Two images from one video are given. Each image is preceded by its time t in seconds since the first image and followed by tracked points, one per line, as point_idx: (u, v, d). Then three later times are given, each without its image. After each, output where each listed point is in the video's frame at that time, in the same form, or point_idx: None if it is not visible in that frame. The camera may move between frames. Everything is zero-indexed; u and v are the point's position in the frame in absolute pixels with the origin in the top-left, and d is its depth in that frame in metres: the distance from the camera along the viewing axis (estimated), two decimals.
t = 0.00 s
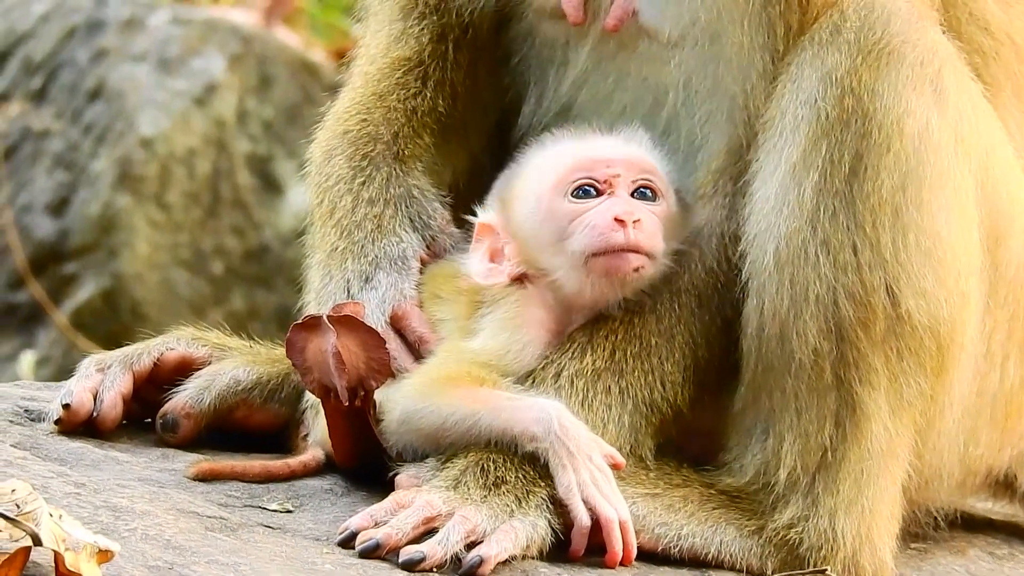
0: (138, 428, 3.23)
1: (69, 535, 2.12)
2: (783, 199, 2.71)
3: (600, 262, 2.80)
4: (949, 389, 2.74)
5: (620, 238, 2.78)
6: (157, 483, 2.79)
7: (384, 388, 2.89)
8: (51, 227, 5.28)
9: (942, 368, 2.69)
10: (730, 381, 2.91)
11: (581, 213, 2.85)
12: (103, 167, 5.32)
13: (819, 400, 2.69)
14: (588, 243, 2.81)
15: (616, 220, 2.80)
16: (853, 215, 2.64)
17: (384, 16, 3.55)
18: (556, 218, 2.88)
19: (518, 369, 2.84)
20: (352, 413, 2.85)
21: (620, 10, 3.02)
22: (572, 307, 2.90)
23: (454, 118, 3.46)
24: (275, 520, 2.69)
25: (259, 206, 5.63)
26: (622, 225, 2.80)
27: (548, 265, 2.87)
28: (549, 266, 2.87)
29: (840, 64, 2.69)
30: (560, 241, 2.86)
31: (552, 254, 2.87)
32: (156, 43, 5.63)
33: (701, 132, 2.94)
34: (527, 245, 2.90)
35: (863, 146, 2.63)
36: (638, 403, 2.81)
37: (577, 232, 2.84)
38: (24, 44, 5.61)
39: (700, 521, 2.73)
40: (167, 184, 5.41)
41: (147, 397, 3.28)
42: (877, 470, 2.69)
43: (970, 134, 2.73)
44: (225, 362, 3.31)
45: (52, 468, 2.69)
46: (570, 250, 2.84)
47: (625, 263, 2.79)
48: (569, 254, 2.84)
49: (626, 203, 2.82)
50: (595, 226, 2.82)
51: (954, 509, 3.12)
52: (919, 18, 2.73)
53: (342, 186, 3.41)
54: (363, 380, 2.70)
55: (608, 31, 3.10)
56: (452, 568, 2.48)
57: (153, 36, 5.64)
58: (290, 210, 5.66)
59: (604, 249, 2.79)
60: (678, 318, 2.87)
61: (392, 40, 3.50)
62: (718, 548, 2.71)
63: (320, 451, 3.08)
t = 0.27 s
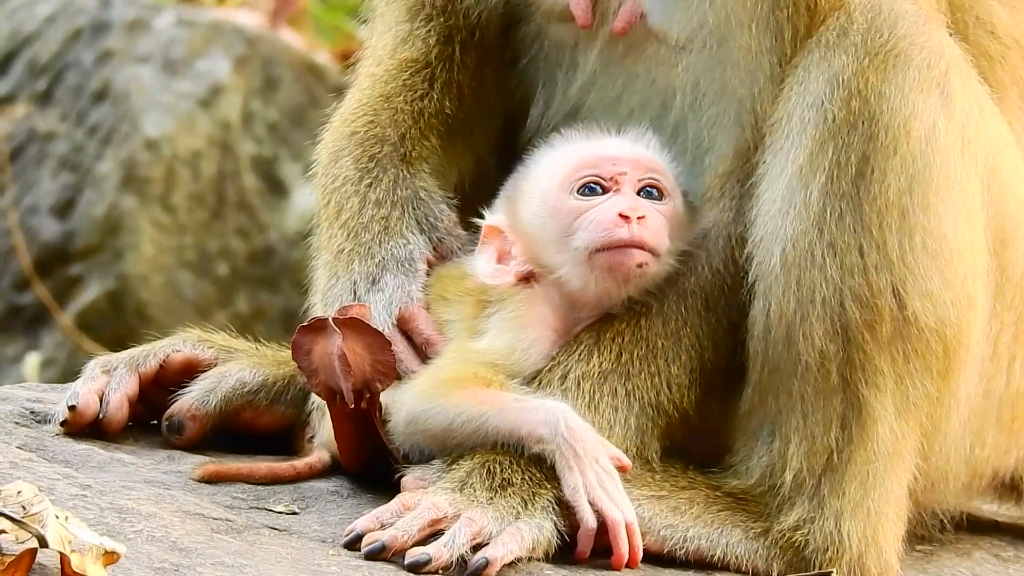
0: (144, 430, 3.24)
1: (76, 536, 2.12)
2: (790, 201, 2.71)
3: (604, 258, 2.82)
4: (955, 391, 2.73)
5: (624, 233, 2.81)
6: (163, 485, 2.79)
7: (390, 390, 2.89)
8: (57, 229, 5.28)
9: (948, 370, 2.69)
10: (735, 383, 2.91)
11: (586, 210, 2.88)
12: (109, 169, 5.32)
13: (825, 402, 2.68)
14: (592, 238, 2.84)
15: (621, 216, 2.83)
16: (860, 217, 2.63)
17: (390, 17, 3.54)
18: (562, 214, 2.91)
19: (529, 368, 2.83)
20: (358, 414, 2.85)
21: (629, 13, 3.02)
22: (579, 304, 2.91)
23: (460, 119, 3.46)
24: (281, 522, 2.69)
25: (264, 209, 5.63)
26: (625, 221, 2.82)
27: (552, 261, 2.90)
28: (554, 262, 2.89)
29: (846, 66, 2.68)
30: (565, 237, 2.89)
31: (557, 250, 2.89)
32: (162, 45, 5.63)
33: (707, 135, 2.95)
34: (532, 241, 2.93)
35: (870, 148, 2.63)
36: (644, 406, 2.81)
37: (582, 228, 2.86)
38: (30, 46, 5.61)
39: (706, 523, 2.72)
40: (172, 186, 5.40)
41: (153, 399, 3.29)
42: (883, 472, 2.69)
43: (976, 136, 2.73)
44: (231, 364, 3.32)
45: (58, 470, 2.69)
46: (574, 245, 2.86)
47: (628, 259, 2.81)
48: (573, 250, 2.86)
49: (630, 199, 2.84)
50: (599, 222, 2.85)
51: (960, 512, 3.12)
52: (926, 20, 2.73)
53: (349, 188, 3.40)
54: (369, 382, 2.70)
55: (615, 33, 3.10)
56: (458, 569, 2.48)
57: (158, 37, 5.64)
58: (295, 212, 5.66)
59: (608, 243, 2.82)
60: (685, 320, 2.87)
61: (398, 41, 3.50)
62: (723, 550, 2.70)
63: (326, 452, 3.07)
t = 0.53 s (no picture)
0: (143, 424, 3.24)
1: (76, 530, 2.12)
2: (789, 196, 2.70)
3: (613, 252, 2.82)
4: (955, 386, 2.73)
5: (634, 229, 2.81)
6: (163, 480, 2.79)
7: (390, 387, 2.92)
8: (57, 225, 5.28)
9: (948, 365, 2.69)
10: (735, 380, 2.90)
11: (593, 205, 2.88)
12: (109, 165, 5.32)
13: (825, 397, 2.68)
14: (602, 232, 2.83)
15: (632, 211, 2.82)
16: (860, 212, 2.63)
17: (391, 13, 3.55)
18: (569, 209, 2.90)
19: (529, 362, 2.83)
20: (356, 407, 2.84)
21: (630, 8, 3.02)
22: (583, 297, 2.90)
23: (461, 115, 3.45)
24: (280, 517, 2.69)
25: (265, 204, 5.63)
26: (635, 216, 2.82)
27: (558, 254, 2.89)
28: (561, 257, 2.88)
29: (846, 61, 2.68)
30: (573, 230, 2.88)
31: (564, 244, 2.88)
32: (162, 40, 5.63)
33: (706, 131, 2.94)
34: (539, 236, 2.92)
35: (870, 143, 2.63)
36: (644, 401, 2.81)
37: (592, 221, 2.86)
38: (29, 41, 5.61)
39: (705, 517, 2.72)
40: (173, 181, 5.40)
41: (153, 394, 3.29)
42: (883, 467, 2.69)
43: (977, 131, 2.73)
44: (231, 359, 3.32)
45: (58, 465, 2.69)
46: (583, 241, 2.85)
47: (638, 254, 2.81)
48: (582, 245, 2.85)
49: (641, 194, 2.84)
50: (608, 218, 2.84)
51: (960, 507, 3.12)
52: (926, 14, 2.73)
53: (349, 183, 3.40)
54: (369, 377, 2.70)
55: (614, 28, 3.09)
56: (458, 564, 2.48)
57: (158, 33, 5.64)
58: (295, 208, 5.66)
59: (620, 239, 2.82)
60: (686, 315, 2.87)
61: (399, 37, 3.51)
62: (723, 545, 2.70)
63: (326, 447, 3.08)
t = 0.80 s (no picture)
0: (144, 423, 3.24)
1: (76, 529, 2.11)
2: (789, 194, 2.70)
3: (676, 251, 2.77)
4: (955, 384, 2.73)
5: (705, 232, 2.76)
6: (163, 478, 2.79)
7: (385, 390, 2.87)
8: (57, 223, 5.28)
9: (948, 363, 2.69)
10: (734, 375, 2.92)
11: (658, 199, 2.76)
12: (110, 163, 5.31)
13: (825, 395, 2.68)
14: (671, 230, 2.75)
15: (702, 212, 2.76)
16: (859, 209, 2.63)
17: (388, 10, 3.57)
18: (632, 200, 2.76)
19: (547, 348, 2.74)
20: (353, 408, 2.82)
21: (629, 7, 2.97)
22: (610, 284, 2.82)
23: (456, 111, 3.46)
24: (281, 515, 2.69)
25: (265, 202, 5.63)
26: (705, 217, 2.77)
27: (611, 242, 2.76)
28: (613, 248, 2.77)
29: (846, 58, 2.68)
30: (633, 221, 2.77)
31: (616, 232, 2.77)
32: (162, 38, 5.62)
33: (705, 129, 2.94)
34: (584, 223, 2.77)
35: (869, 141, 2.62)
36: (644, 398, 2.82)
37: (660, 216, 2.76)
38: (30, 39, 5.61)
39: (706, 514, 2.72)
40: (173, 179, 5.40)
41: (153, 392, 3.29)
42: (884, 465, 2.68)
43: (976, 128, 2.72)
44: (231, 357, 3.32)
45: (58, 464, 2.69)
46: (648, 236, 2.76)
47: (694, 256, 2.78)
48: (645, 241, 2.77)
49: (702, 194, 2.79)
50: (683, 216, 2.75)
51: (961, 505, 3.12)
52: (925, 12, 2.72)
53: (344, 178, 3.40)
54: (365, 381, 2.68)
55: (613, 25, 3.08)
56: (458, 562, 2.48)
57: (159, 31, 5.64)
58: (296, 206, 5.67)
59: (689, 238, 2.75)
60: (685, 313, 2.87)
61: (396, 34, 3.52)
62: (723, 543, 2.70)
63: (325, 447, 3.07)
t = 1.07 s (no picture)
0: (140, 424, 3.24)
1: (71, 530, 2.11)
2: (785, 195, 2.70)
3: (653, 189, 2.74)
4: (950, 385, 2.73)
5: (676, 165, 2.73)
6: (159, 479, 2.79)
7: (391, 380, 2.91)
8: (54, 223, 5.29)
9: (943, 364, 2.69)
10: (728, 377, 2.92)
11: (623, 145, 2.73)
12: (106, 164, 5.30)
13: (820, 395, 2.68)
14: (644, 170, 2.72)
15: (672, 146, 2.73)
16: (855, 210, 2.63)
17: (383, 12, 3.59)
18: (596, 149, 2.73)
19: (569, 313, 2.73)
20: (358, 404, 2.84)
21: (622, 7, 3.00)
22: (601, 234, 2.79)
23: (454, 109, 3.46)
24: (277, 517, 2.69)
25: (263, 203, 5.63)
26: (674, 151, 2.73)
27: (587, 192, 2.74)
28: (586, 195, 2.74)
29: (841, 59, 2.68)
30: (603, 170, 2.73)
31: (591, 182, 2.73)
32: (160, 38, 5.62)
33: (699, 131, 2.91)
34: (555, 179, 2.74)
35: (864, 142, 2.62)
36: (639, 399, 2.82)
37: (631, 159, 2.72)
38: (28, 40, 5.62)
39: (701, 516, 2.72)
40: (171, 180, 5.40)
41: (149, 394, 3.29)
42: (879, 466, 2.69)
43: (970, 129, 2.72)
44: (227, 359, 3.32)
45: (54, 465, 2.69)
46: (618, 180, 2.73)
47: (671, 190, 2.75)
48: (616, 185, 2.74)
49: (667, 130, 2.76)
50: (650, 154, 2.72)
51: (956, 505, 3.12)
52: (920, 13, 2.72)
53: (344, 178, 3.40)
54: (372, 369, 2.69)
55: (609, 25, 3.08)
56: (454, 564, 2.48)
57: (156, 31, 5.64)
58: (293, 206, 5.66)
59: (660, 177, 2.73)
60: (680, 314, 2.87)
61: (392, 34, 3.53)
62: (718, 544, 2.70)
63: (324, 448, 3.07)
